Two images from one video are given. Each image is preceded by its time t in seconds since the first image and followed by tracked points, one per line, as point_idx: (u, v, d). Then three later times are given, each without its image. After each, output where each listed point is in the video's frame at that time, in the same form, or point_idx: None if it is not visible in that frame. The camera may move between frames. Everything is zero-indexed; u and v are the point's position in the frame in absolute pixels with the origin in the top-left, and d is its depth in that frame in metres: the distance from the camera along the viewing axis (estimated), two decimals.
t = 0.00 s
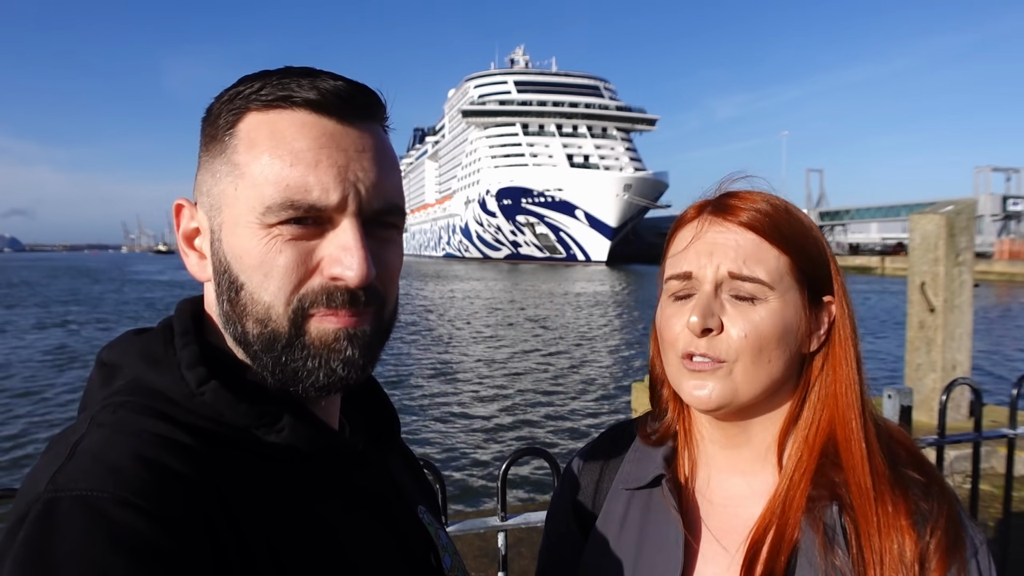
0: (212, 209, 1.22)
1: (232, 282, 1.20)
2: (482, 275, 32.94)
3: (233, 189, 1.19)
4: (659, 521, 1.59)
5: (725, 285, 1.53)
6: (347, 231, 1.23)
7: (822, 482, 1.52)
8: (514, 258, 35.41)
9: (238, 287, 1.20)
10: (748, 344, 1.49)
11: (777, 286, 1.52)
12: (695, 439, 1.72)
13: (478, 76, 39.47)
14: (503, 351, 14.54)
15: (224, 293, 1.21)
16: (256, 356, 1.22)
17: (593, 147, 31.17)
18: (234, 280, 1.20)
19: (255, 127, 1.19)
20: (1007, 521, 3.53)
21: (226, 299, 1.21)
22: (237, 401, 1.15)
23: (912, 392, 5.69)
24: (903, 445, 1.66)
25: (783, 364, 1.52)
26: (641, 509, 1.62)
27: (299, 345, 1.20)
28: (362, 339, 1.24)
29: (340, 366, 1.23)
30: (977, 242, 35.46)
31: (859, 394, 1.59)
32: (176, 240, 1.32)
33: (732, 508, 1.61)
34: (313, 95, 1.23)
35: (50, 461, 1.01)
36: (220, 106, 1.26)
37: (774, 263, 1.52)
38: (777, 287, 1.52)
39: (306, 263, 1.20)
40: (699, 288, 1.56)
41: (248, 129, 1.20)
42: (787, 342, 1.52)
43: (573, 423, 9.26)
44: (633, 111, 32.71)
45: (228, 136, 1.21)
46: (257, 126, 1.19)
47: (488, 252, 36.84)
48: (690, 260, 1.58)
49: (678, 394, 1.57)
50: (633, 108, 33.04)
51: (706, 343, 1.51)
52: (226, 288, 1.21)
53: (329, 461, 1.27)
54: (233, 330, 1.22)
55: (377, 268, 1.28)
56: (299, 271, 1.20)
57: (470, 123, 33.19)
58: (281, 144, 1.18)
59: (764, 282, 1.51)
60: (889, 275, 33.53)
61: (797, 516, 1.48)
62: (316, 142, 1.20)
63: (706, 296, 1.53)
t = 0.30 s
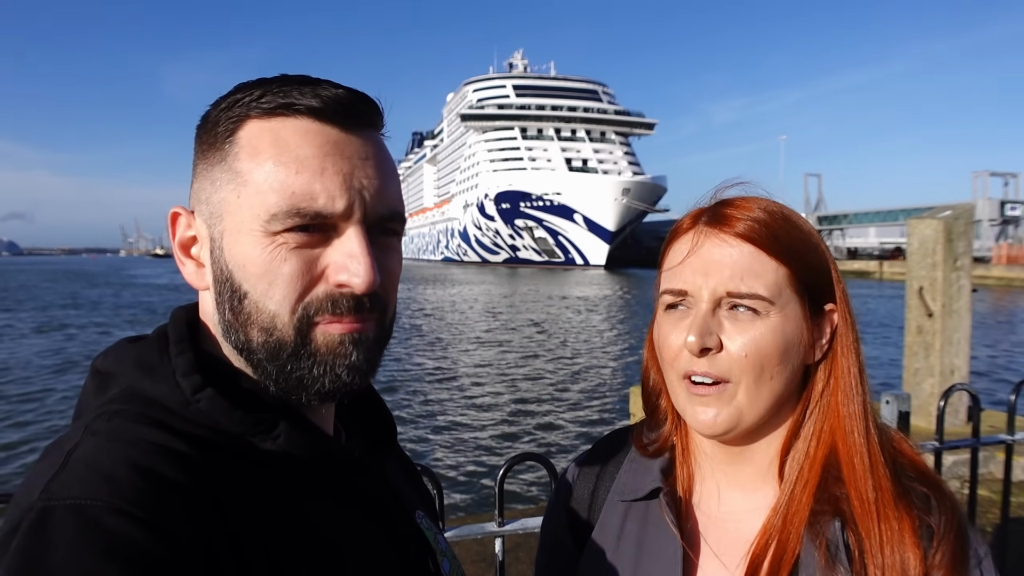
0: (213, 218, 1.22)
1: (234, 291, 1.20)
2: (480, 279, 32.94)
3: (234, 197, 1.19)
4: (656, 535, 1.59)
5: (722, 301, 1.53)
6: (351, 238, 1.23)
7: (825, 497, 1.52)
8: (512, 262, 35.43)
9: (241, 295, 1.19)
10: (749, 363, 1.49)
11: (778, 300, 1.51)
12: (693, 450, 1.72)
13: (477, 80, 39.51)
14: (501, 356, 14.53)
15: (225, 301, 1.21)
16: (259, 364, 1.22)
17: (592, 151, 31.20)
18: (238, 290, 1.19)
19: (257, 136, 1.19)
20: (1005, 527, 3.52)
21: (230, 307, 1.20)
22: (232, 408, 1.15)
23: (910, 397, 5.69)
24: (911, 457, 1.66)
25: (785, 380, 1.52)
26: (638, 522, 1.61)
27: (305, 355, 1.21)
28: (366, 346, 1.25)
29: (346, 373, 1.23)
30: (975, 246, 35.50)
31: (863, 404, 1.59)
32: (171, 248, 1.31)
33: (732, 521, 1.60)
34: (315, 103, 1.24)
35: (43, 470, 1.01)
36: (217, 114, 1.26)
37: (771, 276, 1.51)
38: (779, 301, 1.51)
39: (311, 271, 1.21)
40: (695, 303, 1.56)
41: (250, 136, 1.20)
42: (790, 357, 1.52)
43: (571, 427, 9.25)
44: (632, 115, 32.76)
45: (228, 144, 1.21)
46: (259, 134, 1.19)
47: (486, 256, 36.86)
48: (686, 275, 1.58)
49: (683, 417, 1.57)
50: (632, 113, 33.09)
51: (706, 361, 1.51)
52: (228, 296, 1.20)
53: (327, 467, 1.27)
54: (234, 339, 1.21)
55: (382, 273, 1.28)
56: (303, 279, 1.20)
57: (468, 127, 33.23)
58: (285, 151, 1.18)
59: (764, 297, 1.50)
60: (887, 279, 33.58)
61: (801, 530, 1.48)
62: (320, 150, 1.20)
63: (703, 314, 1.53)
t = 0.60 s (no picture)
0: (215, 222, 1.22)
1: (237, 295, 1.20)
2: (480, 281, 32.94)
3: (238, 201, 1.19)
4: (649, 538, 1.59)
5: (694, 314, 1.55)
6: (357, 241, 1.24)
7: (818, 508, 1.53)
8: (512, 263, 35.44)
9: (244, 299, 1.20)
10: (718, 378, 1.50)
11: (745, 314, 1.50)
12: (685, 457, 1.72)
13: (476, 82, 39.53)
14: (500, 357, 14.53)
15: (228, 305, 1.21)
16: (262, 370, 1.22)
17: (591, 153, 31.21)
18: (240, 292, 1.20)
19: (260, 140, 1.20)
20: (1003, 529, 3.52)
21: (232, 312, 1.20)
22: (230, 412, 1.15)
23: (909, 398, 5.69)
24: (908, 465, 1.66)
25: (759, 394, 1.53)
26: (632, 526, 1.62)
27: (307, 364, 1.22)
28: (369, 356, 1.26)
29: (350, 383, 1.24)
30: (975, 247, 35.53)
31: (848, 414, 1.58)
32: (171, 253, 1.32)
33: (724, 527, 1.61)
34: (318, 107, 1.24)
35: (42, 472, 1.01)
36: (217, 117, 1.27)
37: (740, 289, 1.51)
38: (746, 314, 1.50)
39: (315, 274, 1.21)
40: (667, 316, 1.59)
41: (251, 139, 1.20)
42: (762, 369, 1.52)
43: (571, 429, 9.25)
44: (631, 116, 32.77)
45: (231, 148, 1.22)
46: (263, 137, 1.20)
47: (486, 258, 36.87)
48: (660, 287, 1.61)
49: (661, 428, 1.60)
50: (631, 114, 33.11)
51: (674, 372, 1.55)
52: (231, 301, 1.21)
53: (326, 472, 1.28)
54: (236, 344, 1.22)
55: (385, 277, 1.28)
56: (308, 282, 1.20)
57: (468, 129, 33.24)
58: (289, 155, 1.18)
59: (732, 311, 1.50)
60: (887, 280, 33.57)
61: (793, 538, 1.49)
62: (324, 153, 1.20)
63: (672, 327, 1.56)
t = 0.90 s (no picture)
0: (235, 227, 1.22)
1: (271, 299, 1.21)
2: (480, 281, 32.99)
3: (268, 205, 1.20)
4: (643, 539, 1.60)
5: (680, 314, 1.56)
6: (385, 233, 1.30)
7: (810, 508, 1.55)
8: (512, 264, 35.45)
9: (281, 304, 1.21)
10: (698, 376, 1.51)
11: (729, 314, 1.52)
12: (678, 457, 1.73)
13: (476, 82, 39.53)
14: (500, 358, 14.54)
15: (260, 308, 1.21)
16: (297, 369, 1.24)
17: (591, 153, 31.23)
18: (275, 297, 1.21)
19: (275, 142, 1.21)
20: (1001, 529, 3.54)
21: (265, 315, 1.21)
22: (229, 411, 1.16)
23: (907, 399, 5.70)
24: (899, 465, 1.68)
25: (742, 395, 1.54)
26: (625, 527, 1.63)
27: (356, 356, 1.26)
28: (401, 340, 1.33)
29: (392, 367, 1.30)
30: (975, 247, 35.49)
31: (838, 415, 1.59)
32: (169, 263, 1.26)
33: (716, 529, 1.62)
34: (319, 105, 1.27)
35: (42, 471, 1.03)
36: (206, 117, 1.28)
37: (728, 289, 1.52)
38: (731, 315, 1.52)
39: (354, 268, 1.25)
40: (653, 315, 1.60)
41: (265, 142, 1.21)
42: (745, 371, 1.53)
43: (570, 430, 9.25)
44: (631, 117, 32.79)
45: (239, 150, 1.22)
46: (278, 137, 1.21)
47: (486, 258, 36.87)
48: (649, 287, 1.61)
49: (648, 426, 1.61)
50: (631, 115, 33.13)
51: (658, 371, 1.56)
52: (263, 304, 1.21)
53: (325, 471, 1.29)
54: (265, 349, 1.23)
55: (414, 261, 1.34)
56: (349, 278, 1.24)
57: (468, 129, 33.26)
58: (307, 154, 1.22)
59: (717, 311, 1.52)
60: (887, 281, 33.53)
61: (785, 539, 1.50)
62: (343, 145, 1.25)
63: (660, 326, 1.57)
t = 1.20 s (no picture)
0: (244, 230, 1.23)
1: (280, 300, 1.23)
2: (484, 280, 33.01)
3: (264, 205, 1.21)
4: (648, 535, 1.61)
5: (686, 310, 1.57)
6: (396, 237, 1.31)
7: (814, 503, 1.56)
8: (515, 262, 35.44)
9: (290, 305, 1.23)
10: (711, 369, 1.52)
11: (735, 310, 1.53)
12: (683, 453, 1.74)
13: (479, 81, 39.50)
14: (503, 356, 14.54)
15: (267, 308, 1.23)
16: (290, 367, 1.26)
17: (594, 152, 31.21)
18: (284, 298, 1.23)
19: (286, 145, 1.22)
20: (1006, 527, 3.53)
21: (272, 315, 1.23)
22: (238, 407, 1.18)
23: (911, 397, 5.70)
24: (903, 462, 1.68)
25: (752, 389, 1.55)
26: (629, 523, 1.64)
27: (360, 357, 1.29)
28: (400, 342, 1.35)
29: (393, 372, 1.33)
30: (978, 245, 35.36)
31: (842, 411, 1.60)
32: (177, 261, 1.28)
33: (721, 523, 1.63)
34: (329, 106, 1.27)
35: (53, 469, 1.04)
36: (212, 117, 1.29)
37: (733, 285, 1.53)
38: (736, 311, 1.53)
39: (361, 272, 1.27)
40: (662, 311, 1.61)
41: (274, 144, 1.22)
42: (756, 365, 1.53)
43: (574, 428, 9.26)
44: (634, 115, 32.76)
45: (248, 152, 1.23)
46: (289, 140, 1.22)
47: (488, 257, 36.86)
48: (656, 283, 1.62)
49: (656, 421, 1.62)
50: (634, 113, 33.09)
51: (667, 365, 1.58)
52: (270, 304, 1.23)
53: (334, 466, 1.30)
54: (272, 349, 1.25)
55: (421, 266, 1.36)
56: (355, 281, 1.26)
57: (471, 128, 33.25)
58: (317, 157, 1.22)
59: (723, 308, 1.53)
60: (890, 279, 33.44)
61: (790, 534, 1.51)
62: (353, 150, 1.25)
63: (668, 323, 1.58)
